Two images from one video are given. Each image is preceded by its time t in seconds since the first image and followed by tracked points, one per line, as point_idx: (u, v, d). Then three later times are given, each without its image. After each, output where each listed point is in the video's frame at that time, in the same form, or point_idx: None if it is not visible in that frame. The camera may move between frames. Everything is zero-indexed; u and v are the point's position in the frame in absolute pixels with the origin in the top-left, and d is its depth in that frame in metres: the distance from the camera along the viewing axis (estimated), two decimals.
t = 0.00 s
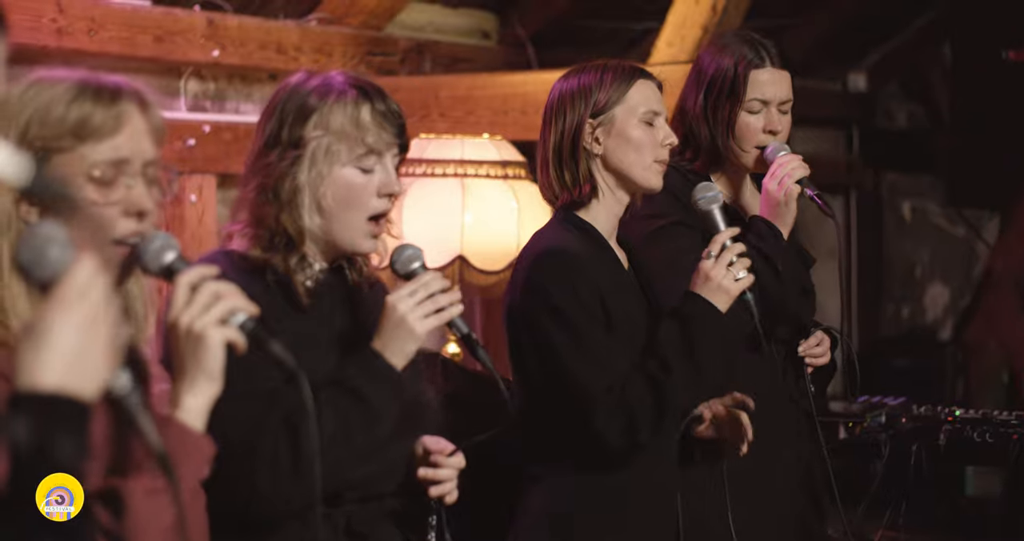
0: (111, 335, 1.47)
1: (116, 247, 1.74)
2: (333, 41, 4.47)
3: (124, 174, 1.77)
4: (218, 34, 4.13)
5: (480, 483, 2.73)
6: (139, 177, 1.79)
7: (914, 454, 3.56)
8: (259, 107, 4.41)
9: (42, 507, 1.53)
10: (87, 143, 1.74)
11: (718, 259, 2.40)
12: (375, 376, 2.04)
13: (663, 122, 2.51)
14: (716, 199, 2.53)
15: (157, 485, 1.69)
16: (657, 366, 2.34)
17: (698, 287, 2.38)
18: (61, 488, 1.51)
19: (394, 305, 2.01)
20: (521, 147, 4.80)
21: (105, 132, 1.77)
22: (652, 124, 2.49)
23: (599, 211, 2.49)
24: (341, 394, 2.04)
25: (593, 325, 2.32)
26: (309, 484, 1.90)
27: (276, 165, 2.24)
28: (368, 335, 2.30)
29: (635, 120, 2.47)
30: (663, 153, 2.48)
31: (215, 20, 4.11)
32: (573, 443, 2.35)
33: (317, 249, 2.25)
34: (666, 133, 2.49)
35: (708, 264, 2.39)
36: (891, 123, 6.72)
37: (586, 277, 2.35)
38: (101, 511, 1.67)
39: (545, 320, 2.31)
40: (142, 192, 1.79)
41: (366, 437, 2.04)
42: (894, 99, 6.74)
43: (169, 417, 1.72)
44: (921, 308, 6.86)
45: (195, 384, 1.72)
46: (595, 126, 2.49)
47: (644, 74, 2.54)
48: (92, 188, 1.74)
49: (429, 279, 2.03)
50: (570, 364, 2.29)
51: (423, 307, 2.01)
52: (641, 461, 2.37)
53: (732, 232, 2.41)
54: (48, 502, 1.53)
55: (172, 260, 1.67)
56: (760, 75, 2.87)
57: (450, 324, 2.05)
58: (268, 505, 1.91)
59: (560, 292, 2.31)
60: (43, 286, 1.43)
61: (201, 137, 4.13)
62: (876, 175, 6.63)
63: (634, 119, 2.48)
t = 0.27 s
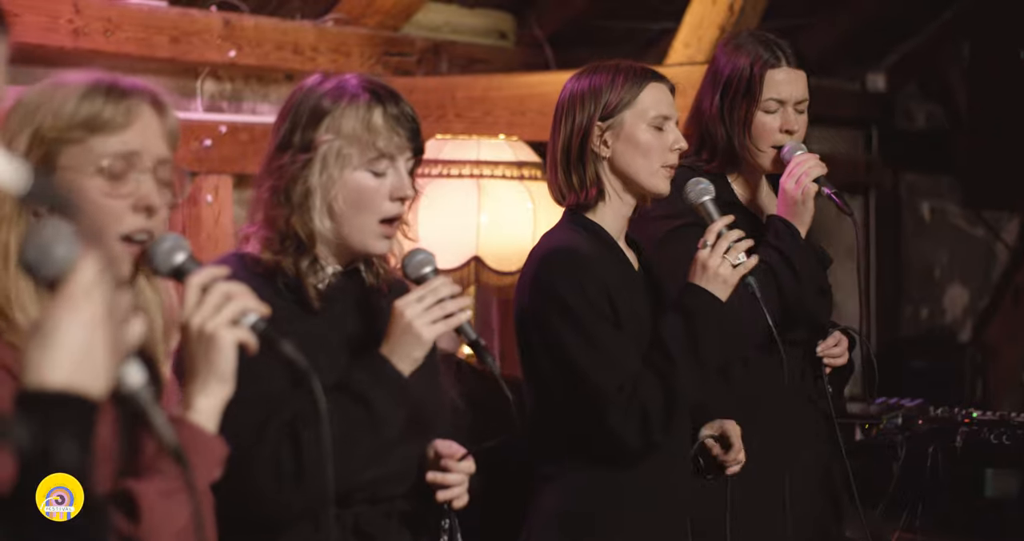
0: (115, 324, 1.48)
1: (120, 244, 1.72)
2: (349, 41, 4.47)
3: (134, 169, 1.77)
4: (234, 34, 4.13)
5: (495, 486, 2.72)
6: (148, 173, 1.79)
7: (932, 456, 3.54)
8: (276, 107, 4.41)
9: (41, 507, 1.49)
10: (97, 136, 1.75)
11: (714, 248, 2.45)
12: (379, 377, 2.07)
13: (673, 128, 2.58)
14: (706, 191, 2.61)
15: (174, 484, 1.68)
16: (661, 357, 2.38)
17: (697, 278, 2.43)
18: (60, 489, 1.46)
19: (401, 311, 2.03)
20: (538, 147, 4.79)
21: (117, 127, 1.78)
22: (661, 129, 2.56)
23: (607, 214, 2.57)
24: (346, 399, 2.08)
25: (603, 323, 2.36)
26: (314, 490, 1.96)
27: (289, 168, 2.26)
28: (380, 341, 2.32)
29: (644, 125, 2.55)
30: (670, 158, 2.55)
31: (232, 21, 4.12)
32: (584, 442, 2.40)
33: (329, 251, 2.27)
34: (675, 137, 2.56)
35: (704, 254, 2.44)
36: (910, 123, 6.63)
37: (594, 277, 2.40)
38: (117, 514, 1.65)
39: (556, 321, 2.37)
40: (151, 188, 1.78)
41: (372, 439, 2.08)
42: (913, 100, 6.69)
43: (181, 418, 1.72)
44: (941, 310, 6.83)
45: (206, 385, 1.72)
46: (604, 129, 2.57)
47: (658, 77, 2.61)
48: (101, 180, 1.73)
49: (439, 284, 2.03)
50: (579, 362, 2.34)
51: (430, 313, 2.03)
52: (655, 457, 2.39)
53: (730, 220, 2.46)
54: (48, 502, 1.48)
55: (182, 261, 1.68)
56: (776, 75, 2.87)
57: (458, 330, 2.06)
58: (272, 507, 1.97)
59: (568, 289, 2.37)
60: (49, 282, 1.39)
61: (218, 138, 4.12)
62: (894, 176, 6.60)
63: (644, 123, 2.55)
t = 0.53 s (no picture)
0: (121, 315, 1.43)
1: (136, 245, 1.72)
2: (366, 42, 4.46)
3: (149, 171, 1.76)
4: (251, 35, 4.13)
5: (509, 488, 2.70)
6: (163, 176, 1.79)
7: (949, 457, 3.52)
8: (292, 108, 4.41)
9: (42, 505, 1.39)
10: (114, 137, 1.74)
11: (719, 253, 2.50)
12: (389, 384, 2.08)
13: (685, 133, 2.62)
14: (712, 195, 2.62)
15: (183, 486, 1.68)
16: (669, 358, 2.43)
17: (703, 282, 2.48)
18: (58, 486, 1.37)
19: (412, 318, 2.05)
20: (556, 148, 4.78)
21: (133, 130, 1.77)
22: (672, 134, 2.60)
23: (617, 216, 2.63)
24: (354, 406, 2.10)
25: (613, 324, 2.41)
26: (318, 494, 1.97)
27: (300, 169, 2.26)
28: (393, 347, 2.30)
29: (655, 129, 2.59)
30: (679, 164, 2.60)
31: (248, 21, 4.11)
32: (593, 442, 2.45)
33: (340, 253, 2.28)
34: (685, 143, 2.60)
35: (710, 259, 2.48)
36: (929, 124, 6.69)
37: (604, 275, 2.46)
38: (127, 514, 1.66)
39: (567, 322, 2.42)
40: (165, 191, 1.78)
41: (377, 446, 2.09)
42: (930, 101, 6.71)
43: (191, 420, 1.71)
44: (959, 311, 6.81)
45: (217, 386, 1.71)
46: (615, 132, 2.62)
47: (673, 81, 2.65)
48: (118, 181, 1.72)
49: (450, 291, 2.07)
50: (591, 363, 2.39)
51: (441, 320, 2.05)
52: (666, 456, 2.46)
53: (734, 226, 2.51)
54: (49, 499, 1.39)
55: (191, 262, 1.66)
56: (803, 74, 2.86)
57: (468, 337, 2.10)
58: (278, 511, 1.98)
59: (579, 291, 2.42)
60: (53, 280, 1.31)
61: (234, 138, 4.12)
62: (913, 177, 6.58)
63: (655, 127, 2.59)
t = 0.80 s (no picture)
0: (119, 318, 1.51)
1: (144, 249, 1.75)
2: (384, 40, 4.46)
3: (157, 175, 1.78)
4: (268, 34, 4.13)
5: (523, 488, 2.70)
6: (171, 180, 1.80)
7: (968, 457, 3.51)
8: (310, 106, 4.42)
9: (43, 506, 1.48)
10: (123, 141, 1.75)
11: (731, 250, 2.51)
12: (404, 385, 2.11)
13: (699, 134, 2.62)
14: (721, 193, 2.63)
15: (186, 488, 1.68)
16: (684, 357, 2.44)
17: (715, 279, 2.49)
18: (58, 487, 1.46)
19: (427, 319, 2.07)
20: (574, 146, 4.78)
21: (144, 132, 1.78)
22: (686, 136, 2.60)
23: (630, 218, 2.63)
24: (370, 406, 2.13)
25: (627, 323, 2.41)
26: (331, 493, 2.00)
27: (315, 166, 2.25)
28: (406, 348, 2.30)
29: (669, 131, 2.59)
30: (693, 166, 2.60)
31: (266, 20, 4.11)
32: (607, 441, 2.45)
33: (353, 251, 2.28)
34: (700, 146, 2.61)
35: (721, 255, 2.50)
36: (950, 122, 6.56)
37: (617, 273, 2.45)
38: (131, 512, 1.68)
39: (581, 320, 2.42)
40: (172, 196, 1.79)
41: (390, 448, 2.12)
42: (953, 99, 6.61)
43: (197, 419, 1.72)
44: (981, 311, 6.77)
45: (223, 385, 1.72)
46: (628, 132, 2.61)
47: (690, 81, 2.64)
48: (125, 185, 1.74)
49: (465, 292, 2.09)
50: (604, 362, 2.39)
51: (457, 321, 2.07)
52: (681, 455, 2.46)
53: (746, 226, 2.53)
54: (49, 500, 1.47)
55: (198, 261, 1.67)
56: (840, 73, 2.88)
57: (485, 337, 2.11)
58: (293, 514, 2.01)
59: (592, 290, 2.42)
60: (58, 282, 1.43)
61: (251, 137, 4.12)
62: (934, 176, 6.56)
63: (668, 129, 2.59)
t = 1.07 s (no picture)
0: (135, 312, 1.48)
1: (164, 252, 1.72)
2: (404, 40, 4.46)
3: (179, 177, 1.75)
4: (289, 33, 4.12)
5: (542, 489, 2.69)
6: (194, 183, 1.77)
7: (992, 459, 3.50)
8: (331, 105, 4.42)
9: (42, 506, 1.49)
10: (145, 142, 1.73)
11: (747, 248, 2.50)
12: (427, 390, 2.09)
13: (716, 136, 2.61)
14: (733, 193, 2.64)
15: (199, 491, 1.68)
16: (704, 355, 2.43)
17: (732, 277, 2.48)
18: (59, 486, 1.48)
19: (451, 323, 2.05)
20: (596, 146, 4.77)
21: (167, 134, 1.75)
22: (704, 138, 2.59)
23: (647, 217, 2.63)
24: (391, 409, 2.10)
25: (646, 319, 2.40)
26: (349, 499, 2.01)
27: (335, 165, 2.24)
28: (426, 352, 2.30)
29: (687, 132, 2.58)
30: (710, 167, 2.59)
31: (286, 19, 4.11)
32: (625, 438, 2.44)
33: (374, 251, 2.27)
34: (717, 149, 2.60)
35: (737, 253, 2.48)
36: (974, 122, 6.49)
37: (635, 271, 2.43)
38: (142, 515, 1.66)
39: (600, 317, 2.41)
40: (195, 199, 1.76)
41: (411, 453, 2.09)
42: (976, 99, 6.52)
43: (210, 423, 1.71)
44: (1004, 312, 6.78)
45: (237, 389, 1.71)
46: (645, 132, 2.60)
47: (709, 82, 2.63)
48: (148, 187, 1.71)
49: (489, 297, 2.06)
50: (623, 358, 2.38)
51: (480, 325, 2.06)
52: (700, 455, 2.44)
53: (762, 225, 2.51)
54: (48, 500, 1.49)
55: (217, 263, 1.66)
56: (884, 76, 2.91)
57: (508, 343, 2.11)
58: (311, 518, 2.02)
59: (611, 285, 2.41)
60: (66, 274, 1.43)
61: (270, 136, 4.12)
62: (957, 176, 6.54)
63: (686, 131, 2.58)
